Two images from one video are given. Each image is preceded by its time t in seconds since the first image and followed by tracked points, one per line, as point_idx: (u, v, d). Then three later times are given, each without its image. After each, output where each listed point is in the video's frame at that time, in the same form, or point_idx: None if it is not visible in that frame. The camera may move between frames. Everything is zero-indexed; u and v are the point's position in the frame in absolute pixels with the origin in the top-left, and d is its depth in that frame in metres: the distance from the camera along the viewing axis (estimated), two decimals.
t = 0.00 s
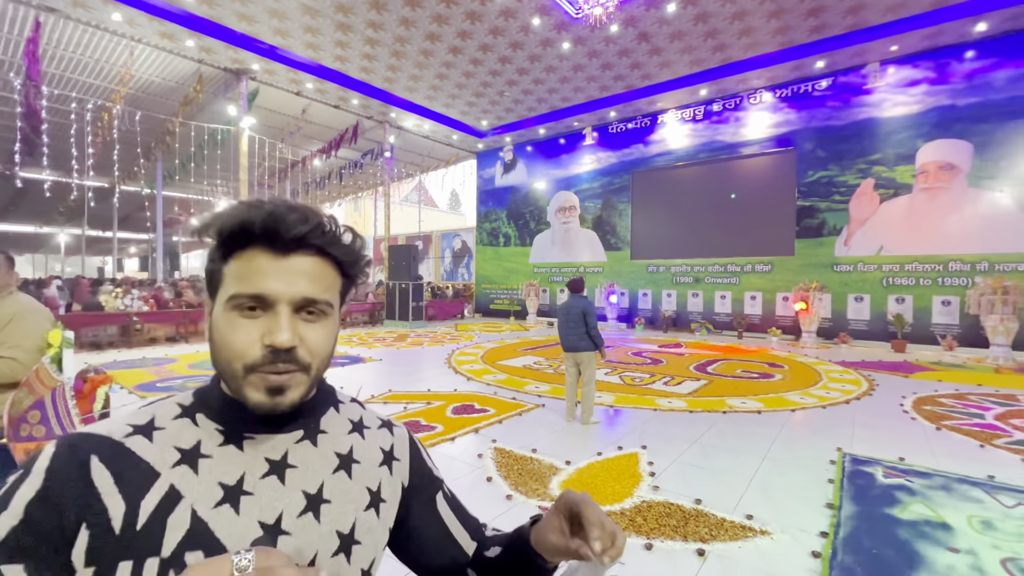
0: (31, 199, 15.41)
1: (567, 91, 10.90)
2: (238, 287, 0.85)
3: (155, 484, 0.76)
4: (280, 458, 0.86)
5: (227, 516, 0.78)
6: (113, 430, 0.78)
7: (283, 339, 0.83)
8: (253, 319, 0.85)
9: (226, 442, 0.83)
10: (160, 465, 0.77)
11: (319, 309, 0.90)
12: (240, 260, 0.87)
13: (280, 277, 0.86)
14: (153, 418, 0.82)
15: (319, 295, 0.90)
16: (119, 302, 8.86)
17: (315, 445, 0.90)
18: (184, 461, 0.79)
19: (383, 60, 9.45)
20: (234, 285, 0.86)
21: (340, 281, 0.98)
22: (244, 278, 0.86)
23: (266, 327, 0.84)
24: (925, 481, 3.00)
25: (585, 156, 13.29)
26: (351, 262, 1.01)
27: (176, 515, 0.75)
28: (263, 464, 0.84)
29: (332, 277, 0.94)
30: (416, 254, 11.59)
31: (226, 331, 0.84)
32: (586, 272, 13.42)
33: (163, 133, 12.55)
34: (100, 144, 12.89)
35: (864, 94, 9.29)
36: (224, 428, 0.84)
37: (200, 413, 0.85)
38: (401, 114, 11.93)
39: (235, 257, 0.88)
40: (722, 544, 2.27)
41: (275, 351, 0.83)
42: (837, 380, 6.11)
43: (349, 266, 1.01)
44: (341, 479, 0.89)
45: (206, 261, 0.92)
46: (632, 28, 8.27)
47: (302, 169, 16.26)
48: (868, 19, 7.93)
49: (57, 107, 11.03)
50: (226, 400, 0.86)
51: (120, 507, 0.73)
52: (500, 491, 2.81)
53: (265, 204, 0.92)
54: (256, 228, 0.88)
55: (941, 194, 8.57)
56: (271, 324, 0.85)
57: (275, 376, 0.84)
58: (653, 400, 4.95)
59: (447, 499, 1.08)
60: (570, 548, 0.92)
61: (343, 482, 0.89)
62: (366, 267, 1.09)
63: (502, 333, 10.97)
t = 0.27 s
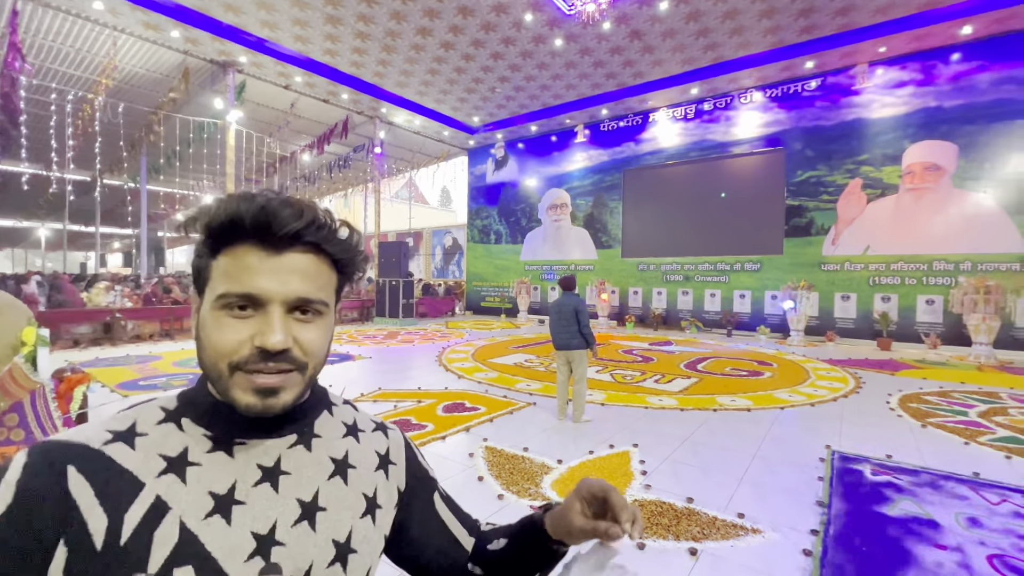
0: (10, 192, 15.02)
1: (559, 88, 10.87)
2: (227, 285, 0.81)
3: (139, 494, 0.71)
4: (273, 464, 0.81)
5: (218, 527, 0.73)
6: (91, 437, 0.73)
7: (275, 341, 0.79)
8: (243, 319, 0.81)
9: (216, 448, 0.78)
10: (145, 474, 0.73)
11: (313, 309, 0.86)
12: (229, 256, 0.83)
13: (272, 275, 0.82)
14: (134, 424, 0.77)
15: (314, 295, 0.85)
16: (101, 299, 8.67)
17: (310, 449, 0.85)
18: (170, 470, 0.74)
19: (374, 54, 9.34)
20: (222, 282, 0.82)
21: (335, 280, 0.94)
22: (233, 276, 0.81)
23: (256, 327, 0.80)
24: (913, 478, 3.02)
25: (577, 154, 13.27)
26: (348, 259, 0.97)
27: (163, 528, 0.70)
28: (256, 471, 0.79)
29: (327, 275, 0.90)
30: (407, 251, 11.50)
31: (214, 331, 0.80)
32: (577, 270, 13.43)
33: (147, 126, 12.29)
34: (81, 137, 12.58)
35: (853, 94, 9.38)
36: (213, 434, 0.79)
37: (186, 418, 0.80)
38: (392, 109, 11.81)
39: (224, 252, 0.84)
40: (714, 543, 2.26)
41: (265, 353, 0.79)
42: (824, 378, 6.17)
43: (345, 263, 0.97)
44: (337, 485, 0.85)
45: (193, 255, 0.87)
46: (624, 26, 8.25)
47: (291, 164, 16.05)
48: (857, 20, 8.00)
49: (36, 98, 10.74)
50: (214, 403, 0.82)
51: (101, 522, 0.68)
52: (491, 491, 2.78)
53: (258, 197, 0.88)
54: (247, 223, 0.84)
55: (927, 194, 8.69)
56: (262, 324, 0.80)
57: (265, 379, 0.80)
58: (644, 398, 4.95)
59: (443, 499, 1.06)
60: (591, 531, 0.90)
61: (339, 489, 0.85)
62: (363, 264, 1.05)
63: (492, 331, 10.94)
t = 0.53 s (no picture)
0: None
1: (551, 86, 10.84)
2: (220, 281, 0.77)
3: (130, 509, 0.68)
4: (270, 472, 0.80)
5: (217, 541, 0.71)
6: (67, 447, 0.69)
7: (272, 339, 0.76)
8: (237, 316, 0.77)
9: (208, 457, 0.76)
10: (135, 487, 0.70)
11: (311, 306, 0.83)
12: (222, 250, 0.79)
13: (267, 270, 0.79)
14: (113, 431, 0.74)
15: (312, 290, 0.82)
16: (85, 296, 8.50)
17: (306, 456, 0.85)
18: (162, 481, 0.72)
19: (364, 49, 9.23)
20: (214, 278, 0.78)
21: (333, 275, 0.91)
22: (226, 271, 0.78)
23: (251, 325, 0.77)
24: (901, 475, 3.06)
25: (569, 152, 13.27)
26: (346, 253, 0.94)
27: (159, 544, 0.68)
28: (253, 480, 0.78)
29: (326, 270, 0.87)
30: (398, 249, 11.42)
31: (206, 330, 0.76)
32: (569, 268, 13.44)
33: (132, 120, 12.03)
34: (63, 130, 12.31)
35: (842, 95, 9.47)
36: (205, 442, 0.77)
37: (172, 425, 0.77)
38: (383, 105, 11.70)
39: (216, 246, 0.80)
40: (708, 542, 2.26)
41: (261, 352, 0.76)
42: (813, 375, 6.24)
43: (343, 257, 0.94)
44: (334, 491, 0.85)
45: (182, 248, 0.83)
46: (617, 24, 8.24)
47: (280, 160, 15.83)
48: (847, 22, 8.07)
49: (16, 90, 10.45)
50: (201, 409, 0.79)
51: (89, 539, 0.64)
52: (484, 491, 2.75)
53: (251, 187, 0.84)
54: (241, 215, 0.80)
55: (913, 194, 8.81)
56: (257, 321, 0.77)
57: (261, 379, 0.76)
58: (636, 396, 4.96)
59: (430, 487, 1.08)
60: (580, 451, 1.00)
61: (337, 495, 0.85)
62: (362, 259, 1.02)
63: (484, 328, 10.92)
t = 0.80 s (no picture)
0: None
1: (544, 84, 10.82)
2: (220, 282, 0.75)
3: (139, 521, 0.66)
4: (275, 479, 0.80)
5: (228, 552, 0.71)
6: (65, 458, 0.66)
7: (275, 343, 0.74)
8: (239, 319, 0.75)
9: (213, 465, 0.75)
10: (143, 499, 0.68)
11: (315, 307, 0.82)
12: (223, 250, 0.77)
13: (270, 271, 0.77)
14: (112, 439, 0.71)
15: (316, 291, 0.81)
16: (70, 295, 8.35)
17: (308, 462, 0.85)
18: (170, 492, 0.70)
19: (356, 46, 9.15)
20: (215, 279, 0.76)
21: (338, 275, 0.89)
22: (227, 272, 0.76)
23: (253, 328, 0.75)
24: (891, 472, 3.09)
25: (561, 151, 13.27)
26: (351, 253, 0.92)
27: (172, 557, 0.67)
28: (260, 487, 0.78)
29: (330, 270, 0.85)
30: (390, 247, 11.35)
31: (208, 334, 0.74)
32: (561, 266, 13.45)
33: (118, 116, 11.82)
34: (46, 126, 12.08)
35: (832, 95, 9.56)
36: (210, 449, 0.76)
37: (173, 431, 0.76)
38: (374, 103, 11.61)
39: (217, 246, 0.78)
40: (703, 540, 2.27)
41: (264, 356, 0.74)
42: (804, 373, 6.30)
43: (347, 256, 0.92)
44: (337, 497, 0.86)
45: (182, 249, 0.81)
46: (610, 23, 8.25)
47: (270, 157, 15.67)
48: (837, 23, 8.14)
49: None
50: (203, 415, 0.78)
51: (101, 554, 0.62)
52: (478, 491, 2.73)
53: (252, 184, 0.82)
54: (242, 214, 0.78)
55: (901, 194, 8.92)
56: (259, 325, 0.75)
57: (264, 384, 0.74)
58: (629, 395, 4.97)
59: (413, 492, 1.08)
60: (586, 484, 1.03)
61: (340, 501, 0.86)
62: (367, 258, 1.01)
63: (477, 327, 10.90)
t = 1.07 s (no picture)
0: None
1: (537, 83, 10.82)
2: (215, 276, 0.75)
3: (140, 522, 0.66)
4: (272, 482, 0.79)
5: (225, 554, 0.71)
6: (66, 458, 0.66)
7: (270, 335, 0.74)
8: (233, 313, 0.75)
9: (211, 466, 0.75)
10: (142, 500, 0.68)
11: (310, 300, 0.81)
12: (218, 244, 0.77)
13: (263, 264, 0.76)
14: (112, 439, 0.71)
15: (310, 284, 0.80)
16: (57, 296, 8.23)
17: (304, 464, 0.85)
18: (169, 494, 0.70)
19: (348, 45, 9.10)
20: (210, 274, 0.76)
21: (333, 269, 0.89)
22: (221, 265, 0.75)
23: (248, 322, 0.75)
24: (880, 468, 3.13)
25: (554, 150, 13.27)
26: (347, 246, 0.92)
27: (171, 559, 0.66)
28: (256, 489, 0.77)
29: (324, 264, 0.85)
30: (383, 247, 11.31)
31: (203, 329, 0.74)
32: (555, 266, 13.48)
33: (106, 114, 11.67)
34: (32, 124, 11.90)
35: (821, 95, 9.65)
36: (208, 451, 0.76)
37: (171, 431, 0.75)
38: (367, 101, 11.55)
39: (212, 241, 0.78)
40: (694, 536, 2.29)
41: (259, 348, 0.74)
42: (794, 371, 6.37)
43: (341, 250, 0.91)
44: (330, 501, 0.86)
45: (179, 246, 0.81)
46: (602, 22, 8.27)
47: (261, 156, 15.54)
48: (826, 23, 8.22)
49: None
50: (202, 413, 0.77)
51: (103, 556, 0.62)
52: (470, 490, 2.73)
53: (244, 179, 0.81)
54: (234, 209, 0.77)
55: (890, 193, 9.02)
56: (254, 317, 0.75)
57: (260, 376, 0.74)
58: (621, 393, 5.00)
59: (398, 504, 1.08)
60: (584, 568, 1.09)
61: (332, 504, 0.86)
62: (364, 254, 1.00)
63: (470, 327, 10.89)
